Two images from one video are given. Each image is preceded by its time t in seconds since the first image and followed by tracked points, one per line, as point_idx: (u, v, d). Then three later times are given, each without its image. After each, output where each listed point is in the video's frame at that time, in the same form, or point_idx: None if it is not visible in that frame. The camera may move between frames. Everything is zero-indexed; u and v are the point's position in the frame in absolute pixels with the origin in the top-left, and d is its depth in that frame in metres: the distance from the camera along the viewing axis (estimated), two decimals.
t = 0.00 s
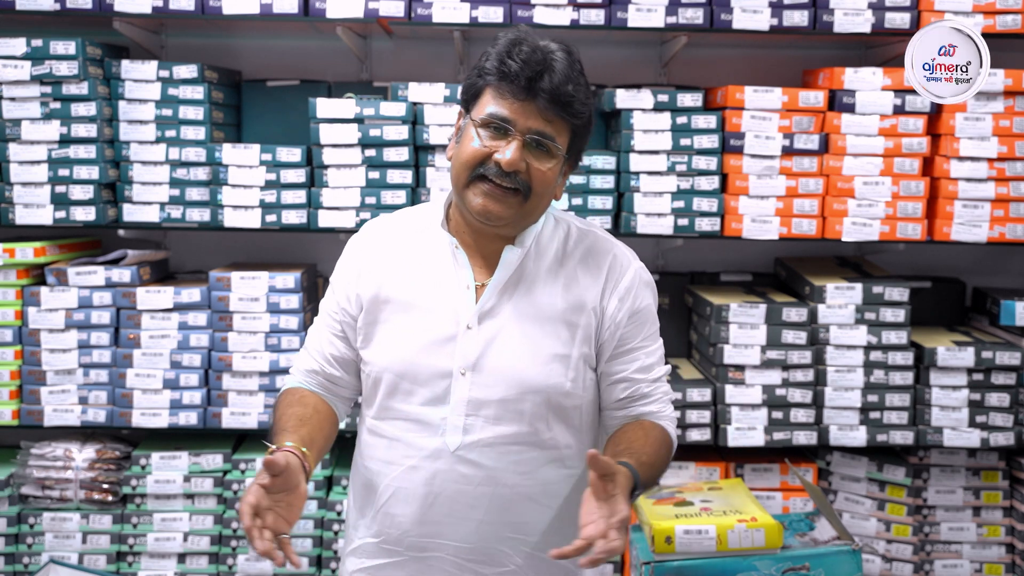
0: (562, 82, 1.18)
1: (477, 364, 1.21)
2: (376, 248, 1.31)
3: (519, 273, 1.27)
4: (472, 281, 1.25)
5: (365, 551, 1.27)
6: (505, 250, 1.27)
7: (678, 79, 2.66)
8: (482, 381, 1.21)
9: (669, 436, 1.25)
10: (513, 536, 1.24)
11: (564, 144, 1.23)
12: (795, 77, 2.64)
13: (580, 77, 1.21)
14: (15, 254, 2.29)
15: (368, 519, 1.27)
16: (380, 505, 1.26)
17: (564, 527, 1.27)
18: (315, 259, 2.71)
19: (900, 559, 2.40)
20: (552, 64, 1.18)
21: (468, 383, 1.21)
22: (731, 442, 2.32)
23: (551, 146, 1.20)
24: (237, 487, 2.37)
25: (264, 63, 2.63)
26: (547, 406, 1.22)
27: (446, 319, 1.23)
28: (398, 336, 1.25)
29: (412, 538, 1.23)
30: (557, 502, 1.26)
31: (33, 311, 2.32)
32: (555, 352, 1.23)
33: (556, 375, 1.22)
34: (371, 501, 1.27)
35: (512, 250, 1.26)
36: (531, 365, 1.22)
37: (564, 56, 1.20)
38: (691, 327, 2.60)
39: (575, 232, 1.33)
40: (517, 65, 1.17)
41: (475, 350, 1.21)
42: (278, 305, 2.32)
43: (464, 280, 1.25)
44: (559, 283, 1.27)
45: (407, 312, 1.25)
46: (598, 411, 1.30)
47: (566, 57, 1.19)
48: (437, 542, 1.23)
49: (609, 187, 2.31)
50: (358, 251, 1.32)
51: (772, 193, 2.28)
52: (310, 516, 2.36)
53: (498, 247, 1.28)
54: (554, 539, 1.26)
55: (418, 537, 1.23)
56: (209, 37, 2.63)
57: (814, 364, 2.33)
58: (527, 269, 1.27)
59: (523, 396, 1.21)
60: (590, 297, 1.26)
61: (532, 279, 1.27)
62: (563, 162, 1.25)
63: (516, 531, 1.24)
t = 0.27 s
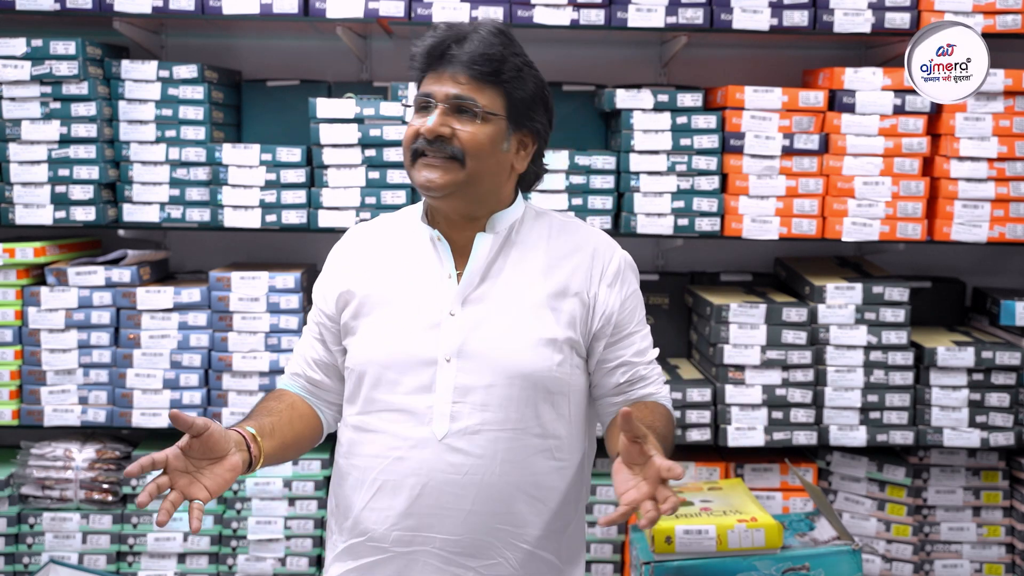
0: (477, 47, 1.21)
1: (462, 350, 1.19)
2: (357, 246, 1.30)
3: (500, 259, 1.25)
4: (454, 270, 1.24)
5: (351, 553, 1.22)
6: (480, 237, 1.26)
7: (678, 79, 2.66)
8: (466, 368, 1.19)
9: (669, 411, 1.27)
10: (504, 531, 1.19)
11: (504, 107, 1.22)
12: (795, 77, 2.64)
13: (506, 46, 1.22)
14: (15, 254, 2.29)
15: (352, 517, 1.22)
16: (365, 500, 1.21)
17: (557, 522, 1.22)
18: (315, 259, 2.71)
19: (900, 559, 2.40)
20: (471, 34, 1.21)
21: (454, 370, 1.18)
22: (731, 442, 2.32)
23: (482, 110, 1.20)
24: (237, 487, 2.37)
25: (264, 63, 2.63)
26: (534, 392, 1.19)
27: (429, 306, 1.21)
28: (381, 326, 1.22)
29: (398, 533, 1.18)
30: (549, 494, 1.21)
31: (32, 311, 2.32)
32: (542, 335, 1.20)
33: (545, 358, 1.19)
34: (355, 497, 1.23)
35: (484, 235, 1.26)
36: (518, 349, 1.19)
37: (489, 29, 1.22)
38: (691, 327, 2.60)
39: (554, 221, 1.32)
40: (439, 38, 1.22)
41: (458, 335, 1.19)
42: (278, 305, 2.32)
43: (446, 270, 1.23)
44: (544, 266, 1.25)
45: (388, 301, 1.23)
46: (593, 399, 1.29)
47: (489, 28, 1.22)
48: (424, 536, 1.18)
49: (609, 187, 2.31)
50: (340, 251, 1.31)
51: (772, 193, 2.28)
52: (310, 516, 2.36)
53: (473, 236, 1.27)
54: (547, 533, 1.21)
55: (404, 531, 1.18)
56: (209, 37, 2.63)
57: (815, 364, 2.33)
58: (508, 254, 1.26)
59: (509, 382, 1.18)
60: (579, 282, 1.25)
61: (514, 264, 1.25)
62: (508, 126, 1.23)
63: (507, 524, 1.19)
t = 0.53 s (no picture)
0: (407, 48, 1.24)
1: (444, 344, 1.19)
2: (349, 247, 1.32)
3: (481, 254, 1.25)
4: (439, 266, 1.25)
5: (338, 550, 1.22)
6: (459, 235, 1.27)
7: (678, 79, 2.66)
8: (449, 361, 1.19)
9: (637, 422, 1.18)
10: (488, 526, 1.18)
11: (445, 98, 1.23)
12: (795, 77, 2.64)
13: (447, 43, 1.23)
14: (15, 254, 2.29)
15: (340, 513, 1.23)
16: (351, 494, 1.22)
17: (543, 517, 1.21)
18: (315, 259, 2.71)
19: (900, 559, 2.40)
20: (412, 37, 1.25)
21: (436, 363, 1.19)
22: (731, 442, 2.32)
23: (422, 104, 1.23)
24: (237, 487, 2.37)
25: (264, 63, 2.64)
26: (517, 386, 1.19)
27: (412, 301, 1.22)
28: (368, 321, 1.24)
29: (383, 527, 1.18)
30: (535, 489, 1.20)
31: (33, 311, 2.32)
32: (522, 327, 1.20)
33: (522, 351, 1.19)
34: (342, 494, 1.23)
35: (465, 234, 1.27)
36: (498, 342, 1.19)
37: (431, 28, 1.25)
38: (691, 327, 2.60)
39: (538, 217, 1.31)
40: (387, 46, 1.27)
41: (440, 329, 1.19)
42: (278, 305, 2.32)
43: (432, 265, 1.25)
44: (525, 260, 1.24)
45: (374, 297, 1.24)
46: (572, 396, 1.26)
47: (430, 28, 1.25)
48: (408, 530, 1.18)
49: (609, 187, 2.31)
50: (334, 252, 1.33)
51: (772, 193, 2.28)
52: (310, 516, 2.36)
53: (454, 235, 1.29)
54: (533, 528, 1.20)
55: (388, 525, 1.18)
56: (209, 37, 2.63)
57: (815, 364, 2.33)
58: (490, 249, 1.25)
59: (491, 375, 1.18)
60: (558, 275, 1.23)
61: (495, 258, 1.24)
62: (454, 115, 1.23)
63: (491, 519, 1.18)
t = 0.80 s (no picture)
0: (387, 49, 1.24)
1: (429, 341, 1.19)
2: (333, 248, 1.33)
3: (463, 251, 1.25)
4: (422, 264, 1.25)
5: (333, 549, 1.23)
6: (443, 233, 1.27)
7: (678, 79, 2.66)
8: (434, 358, 1.19)
9: (621, 418, 1.18)
10: (479, 522, 1.18)
11: (425, 97, 1.23)
12: (795, 77, 2.64)
13: (426, 42, 1.23)
14: (15, 254, 2.29)
15: (335, 512, 1.24)
16: (344, 492, 1.23)
17: (534, 512, 1.20)
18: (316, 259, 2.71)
19: (900, 559, 2.40)
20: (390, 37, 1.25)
21: (421, 360, 1.19)
22: (731, 442, 2.32)
23: (402, 104, 1.22)
24: (237, 487, 2.37)
25: (264, 63, 2.64)
26: (502, 381, 1.19)
27: (396, 300, 1.23)
28: (353, 321, 1.24)
29: (374, 525, 1.19)
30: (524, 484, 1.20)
31: (33, 311, 2.32)
32: (504, 322, 1.20)
33: (507, 346, 1.19)
34: (338, 493, 1.24)
35: (447, 233, 1.26)
36: (482, 338, 1.19)
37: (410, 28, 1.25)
38: (691, 327, 2.60)
39: (523, 212, 1.30)
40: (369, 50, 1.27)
41: (423, 327, 1.20)
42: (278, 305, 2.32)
43: (415, 264, 1.25)
44: (507, 256, 1.24)
45: (357, 297, 1.25)
46: (562, 389, 1.25)
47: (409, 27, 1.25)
48: (399, 527, 1.18)
49: (610, 187, 2.31)
50: (319, 254, 1.34)
51: (772, 193, 2.28)
52: (311, 516, 2.36)
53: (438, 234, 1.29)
54: (524, 523, 1.20)
55: (379, 522, 1.19)
56: (210, 37, 2.63)
57: (815, 364, 2.33)
58: (473, 246, 1.25)
59: (474, 370, 1.18)
60: (541, 269, 1.22)
61: (477, 255, 1.24)
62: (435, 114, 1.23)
63: (482, 515, 1.18)
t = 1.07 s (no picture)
0: (379, 62, 1.17)
1: (425, 341, 1.19)
2: (318, 253, 1.32)
3: (455, 251, 1.25)
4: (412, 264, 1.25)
5: (338, 553, 1.23)
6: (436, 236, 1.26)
7: (678, 79, 2.66)
8: (431, 358, 1.19)
9: (618, 404, 1.19)
10: (487, 517, 1.19)
11: (421, 113, 1.19)
12: (795, 77, 2.64)
13: (417, 55, 1.18)
14: (15, 254, 2.29)
15: (337, 516, 1.23)
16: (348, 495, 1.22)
17: (539, 505, 1.22)
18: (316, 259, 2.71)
19: (900, 559, 2.40)
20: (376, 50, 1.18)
21: (418, 361, 1.19)
22: (731, 442, 2.32)
23: (400, 122, 1.18)
24: (237, 487, 2.37)
25: (264, 63, 2.64)
26: (500, 375, 1.19)
27: (389, 302, 1.22)
28: (346, 324, 1.23)
29: (381, 527, 1.19)
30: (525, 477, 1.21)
31: (33, 311, 2.32)
32: (499, 317, 1.20)
33: (503, 341, 1.19)
34: (340, 496, 1.24)
35: (437, 236, 1.26)
36: (478, 335, 1.19)
37: (396, 39, 1.19)
38: (691, 327, 2.60)
39: (508, 210, 1.30)
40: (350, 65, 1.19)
41: (418, 327, 1.20)
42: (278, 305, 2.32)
43: (405, 265, 1.25)
44: (497, 253, 1.24)
45: (348, 302, 1.24)
46: (556, 381, 1.26)
47: (397, 39, 1.19)
48: (406, 528, 1.18)
49: (609, 187, 2.31)
50: (304, 260, 1.33)
51: (772, 193, 2.28)
52: (311, 516, 2.36)
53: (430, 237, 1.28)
54: (529, 515, 1.21)
55: (387, 523, 1.19)
56: (210, 37, 2.63)
57: (814, 364, 2.33)
58: (463, 244, 1.25)
59: (472, 367, 1.19)
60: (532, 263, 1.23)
61: (467, 254, 1.24)
62: (431, 129, 1.20)
63: (489, 511, 1.19)
